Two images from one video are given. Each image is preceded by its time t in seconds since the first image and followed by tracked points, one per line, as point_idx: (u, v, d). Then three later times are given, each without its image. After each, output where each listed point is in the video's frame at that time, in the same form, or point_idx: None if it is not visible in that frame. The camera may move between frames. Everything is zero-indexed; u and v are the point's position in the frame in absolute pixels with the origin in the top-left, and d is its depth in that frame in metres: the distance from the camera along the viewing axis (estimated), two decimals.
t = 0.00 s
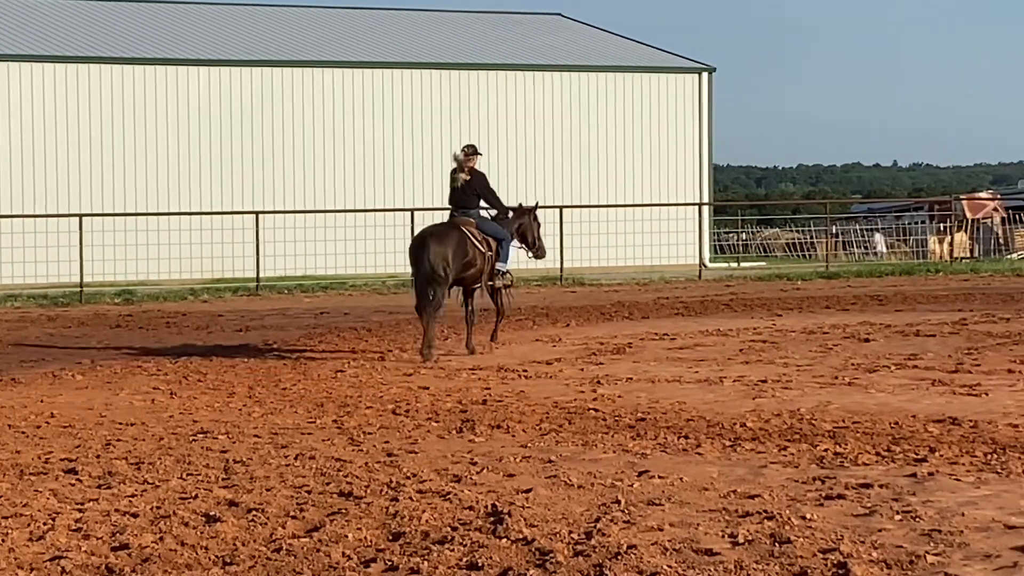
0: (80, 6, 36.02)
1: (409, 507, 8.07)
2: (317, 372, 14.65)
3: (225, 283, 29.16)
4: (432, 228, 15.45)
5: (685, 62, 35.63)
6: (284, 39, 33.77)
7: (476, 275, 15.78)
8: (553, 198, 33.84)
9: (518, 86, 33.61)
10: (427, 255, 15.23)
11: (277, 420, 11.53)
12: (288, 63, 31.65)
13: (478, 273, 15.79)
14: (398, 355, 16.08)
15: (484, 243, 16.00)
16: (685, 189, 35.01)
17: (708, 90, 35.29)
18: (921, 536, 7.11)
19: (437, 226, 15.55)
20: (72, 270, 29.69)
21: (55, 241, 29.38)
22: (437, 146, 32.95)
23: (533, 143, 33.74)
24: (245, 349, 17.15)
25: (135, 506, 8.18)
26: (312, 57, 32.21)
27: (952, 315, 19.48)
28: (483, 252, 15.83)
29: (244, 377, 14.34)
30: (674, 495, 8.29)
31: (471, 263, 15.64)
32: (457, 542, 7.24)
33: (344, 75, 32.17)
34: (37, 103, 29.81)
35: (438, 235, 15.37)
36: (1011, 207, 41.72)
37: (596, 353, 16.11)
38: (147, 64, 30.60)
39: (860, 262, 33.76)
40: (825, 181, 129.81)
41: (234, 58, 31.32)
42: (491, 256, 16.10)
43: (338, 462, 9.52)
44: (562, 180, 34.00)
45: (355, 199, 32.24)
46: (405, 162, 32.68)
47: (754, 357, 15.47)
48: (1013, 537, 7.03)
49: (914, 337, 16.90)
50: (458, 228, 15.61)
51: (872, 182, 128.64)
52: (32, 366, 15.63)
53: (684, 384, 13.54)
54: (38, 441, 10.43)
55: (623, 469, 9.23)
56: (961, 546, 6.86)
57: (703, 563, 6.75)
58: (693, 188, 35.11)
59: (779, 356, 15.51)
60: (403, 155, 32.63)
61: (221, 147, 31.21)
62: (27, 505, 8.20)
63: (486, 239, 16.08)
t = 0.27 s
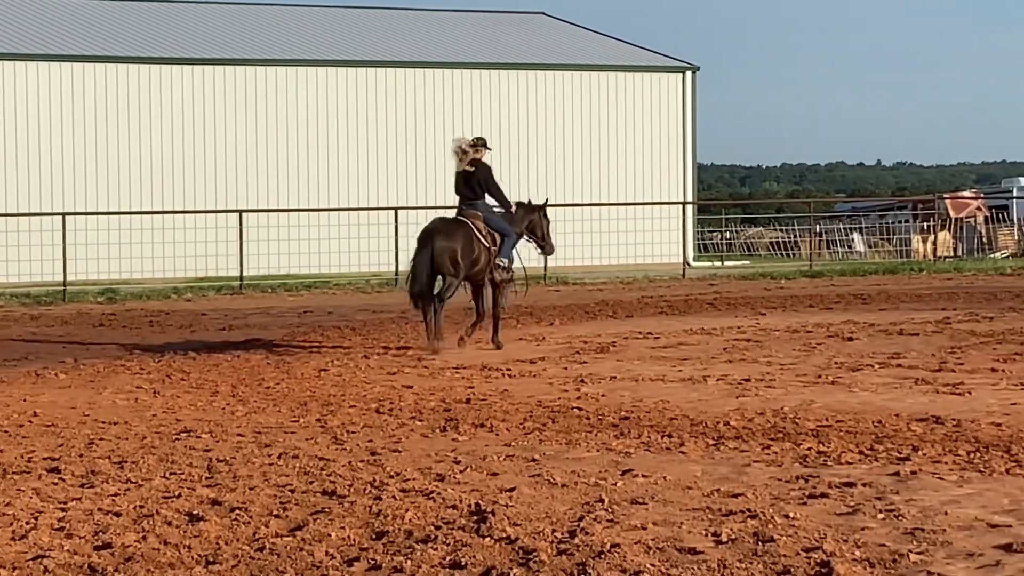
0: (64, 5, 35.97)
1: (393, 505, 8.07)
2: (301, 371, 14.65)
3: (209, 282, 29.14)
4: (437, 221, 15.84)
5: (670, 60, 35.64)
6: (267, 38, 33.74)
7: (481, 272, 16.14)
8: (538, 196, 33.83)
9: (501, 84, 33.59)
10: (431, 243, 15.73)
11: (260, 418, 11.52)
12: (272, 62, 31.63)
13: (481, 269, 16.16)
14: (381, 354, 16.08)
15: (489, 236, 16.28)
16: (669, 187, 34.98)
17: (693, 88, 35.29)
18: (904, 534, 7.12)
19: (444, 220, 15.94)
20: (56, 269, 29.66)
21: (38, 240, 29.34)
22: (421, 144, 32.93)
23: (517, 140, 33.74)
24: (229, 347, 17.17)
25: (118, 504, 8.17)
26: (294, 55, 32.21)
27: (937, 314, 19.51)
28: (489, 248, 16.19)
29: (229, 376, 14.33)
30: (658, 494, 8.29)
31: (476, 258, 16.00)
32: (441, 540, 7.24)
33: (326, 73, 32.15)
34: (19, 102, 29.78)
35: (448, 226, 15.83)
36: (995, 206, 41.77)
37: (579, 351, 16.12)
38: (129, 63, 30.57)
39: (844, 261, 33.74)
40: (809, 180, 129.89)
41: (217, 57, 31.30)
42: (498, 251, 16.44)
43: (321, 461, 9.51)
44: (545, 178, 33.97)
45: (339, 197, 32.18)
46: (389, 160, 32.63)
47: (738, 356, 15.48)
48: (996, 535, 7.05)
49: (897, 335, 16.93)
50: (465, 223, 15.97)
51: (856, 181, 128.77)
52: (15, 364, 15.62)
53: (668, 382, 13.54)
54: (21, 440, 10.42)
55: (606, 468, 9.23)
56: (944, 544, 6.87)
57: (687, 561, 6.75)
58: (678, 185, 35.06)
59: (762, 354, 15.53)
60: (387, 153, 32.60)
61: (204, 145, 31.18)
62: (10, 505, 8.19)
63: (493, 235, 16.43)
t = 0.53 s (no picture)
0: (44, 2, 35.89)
1: (375, 505, 8.06)
2: (282, 370, 14.63)
3: (189, 280, 29.13)
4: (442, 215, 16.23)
5: (651, 59, 35.65)
6: (249, 36, 33.73)
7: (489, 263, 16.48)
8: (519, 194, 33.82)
9: (484, 84, 33.57)
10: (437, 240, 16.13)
11: (241, 417, 11.51)
12: (252, 60, 31.59)
13: (489, 261, 16.50)
14: (362, 353, 16.07)
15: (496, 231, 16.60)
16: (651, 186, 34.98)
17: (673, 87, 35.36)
18: (886, 532, 7.13)
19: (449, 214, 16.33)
20: (37, 268, 29.59)
21: (19, 239, 29.27)
22: (403, 142, 32.89)
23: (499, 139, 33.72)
24: (209, 345, 17.16)
25: (99, 503, 8.15)
26: (273, 53, 32.17)
27: (917, 313, 19.51)
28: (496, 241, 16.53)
29: (210, 374, 14.32)
30: (640, 493, 8.29)
31: (483, 251, 16.35)
32: (422, 539, 7.23)
33: (307, 71, 32.12)
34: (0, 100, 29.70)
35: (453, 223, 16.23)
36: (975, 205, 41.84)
37: (561, 350, 16.13)
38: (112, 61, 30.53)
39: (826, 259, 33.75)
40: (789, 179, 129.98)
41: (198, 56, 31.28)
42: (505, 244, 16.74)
43: (302, 460, 9.50)
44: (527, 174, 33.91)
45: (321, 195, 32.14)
46: (371, 158, 32.60)
47: (720, 355, 15.49)
48: (977, 534, 7.06)
49: (880, 333, 16.97)
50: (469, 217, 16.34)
51: (837, 180, 128.91)
52: None
53: (649, 381, 13.55)
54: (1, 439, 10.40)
55: (587, 467, 9.23)
56: (925, 543, 6.88)
57: (668, 560, 6.76)
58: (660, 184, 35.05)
59: (743, 353, 15.55)
60: (369, 152, 32.57)
61: (185, 144, 31.12)
62: None
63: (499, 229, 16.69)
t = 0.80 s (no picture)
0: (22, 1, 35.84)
1: (353, 503, 8.06)
2: (260, 369, 14.62)
3: (168, 279, 29.06)
4: (447, 215, 16.38)
5: (629, 58, 35.66)
6: (227, 34, 33.66)
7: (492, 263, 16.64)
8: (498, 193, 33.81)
9: (462, 82, 33.56)
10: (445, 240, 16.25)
11: (219, 416, 11.50)
12: (230, 59, 31.54)
13: (492, 260, 16.65)
14: (341, 352, 16.07)
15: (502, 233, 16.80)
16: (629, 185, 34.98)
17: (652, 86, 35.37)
18: (863, 531, 7.14)
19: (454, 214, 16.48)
20: (15, 266, 29.56)
21: None
22: (382, 141, 32.84)
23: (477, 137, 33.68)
24: (188, 344, 17.15)
25: (77, 503, 8.14)
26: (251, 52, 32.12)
27: (894, 312, 19.45)
28: (500, 242, 16.68)
29: (189, 373, 14.31)
30: (619, 492, 8.30)
31: (486, 250, 16.51)
32: (401, 538, 7.23)
33: (286, 69, 32.08)
34: None
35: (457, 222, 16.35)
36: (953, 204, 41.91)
37: (540, 349, 16.14)
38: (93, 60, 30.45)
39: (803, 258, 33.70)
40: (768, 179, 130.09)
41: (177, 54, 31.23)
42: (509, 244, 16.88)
43: (281, 459, 9.50)
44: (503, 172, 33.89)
45: (298, 194, 32.12)
46: (350, 156, 32.55)
47: (699, 353, 15.51)
48: (954, 532, 7.07)
49: (858, 332, 17.00)
50: (474, 217, 16.48)
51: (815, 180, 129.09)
52: None
53: (628, 380, 13.57)
54: None
55: (566, 466, 9.23)
56: (903, 541, 6.89)
57: (646, 558, 6.76)
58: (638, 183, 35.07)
59: (722, 352, 15.57)
60: (347, 151, 32.50)
61: (163, 142, 31.06)
62: None
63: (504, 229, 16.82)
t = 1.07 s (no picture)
0: None
1: (329, 502, 8.05)
2: (238, 367, 14.60)
3: (144, 278, 28.98)
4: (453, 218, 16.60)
5: (606, 56, 35.64)
6: (203, 32, 33.58)
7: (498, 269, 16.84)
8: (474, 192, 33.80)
9: (438, 81, 33.49)
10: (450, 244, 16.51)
11: (196, 415, 11.47)
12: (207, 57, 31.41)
13: (497, 266, 16.86)
14: (319, 351, 16.03)
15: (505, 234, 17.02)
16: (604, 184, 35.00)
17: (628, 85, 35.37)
18: (840, 530, 7.14)
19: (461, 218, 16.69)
20: None
21: None
22: (358, 140, 32.76)
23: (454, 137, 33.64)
24: (164, 343, 17.10)
25: (53, 502, 8.13)
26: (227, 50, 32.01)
27: (869, 312, 19.26)
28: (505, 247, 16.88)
29: (164, 372, 14.29)
30: (595, 491, 8.30)
31: (492, 255, 16.71)
32: (377, 537, 7.22)
33: (262, 67, 31.98)
34: None
35: (462, 224, 16.61)
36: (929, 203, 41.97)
37: (517, 348, 16.14)
38: (70, 58, 30.28)
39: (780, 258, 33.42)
40: (745, 177, 130.21)
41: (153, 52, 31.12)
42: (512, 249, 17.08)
43: (257, 458, 9.49)
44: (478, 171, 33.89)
45: (273, 192, 32.07)
46: (327, 155, 32.49)
47: (675, 352, 15.53)
48: (930, 531, 7.08)
49: (835, 331, 17.01)
50: (479, 220, 16.75)
51: (792, 178, 129.32)
52: None
53: (604, 378, 13.58)
54: None
55: (543, 464, 9.24)
56: (880, 540, 6.90)
57: (623, 557, 6.76)
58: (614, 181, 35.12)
59: (700, 351, 15.58)
60: (324, 150, 32.44)
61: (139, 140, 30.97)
62: None
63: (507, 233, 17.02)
